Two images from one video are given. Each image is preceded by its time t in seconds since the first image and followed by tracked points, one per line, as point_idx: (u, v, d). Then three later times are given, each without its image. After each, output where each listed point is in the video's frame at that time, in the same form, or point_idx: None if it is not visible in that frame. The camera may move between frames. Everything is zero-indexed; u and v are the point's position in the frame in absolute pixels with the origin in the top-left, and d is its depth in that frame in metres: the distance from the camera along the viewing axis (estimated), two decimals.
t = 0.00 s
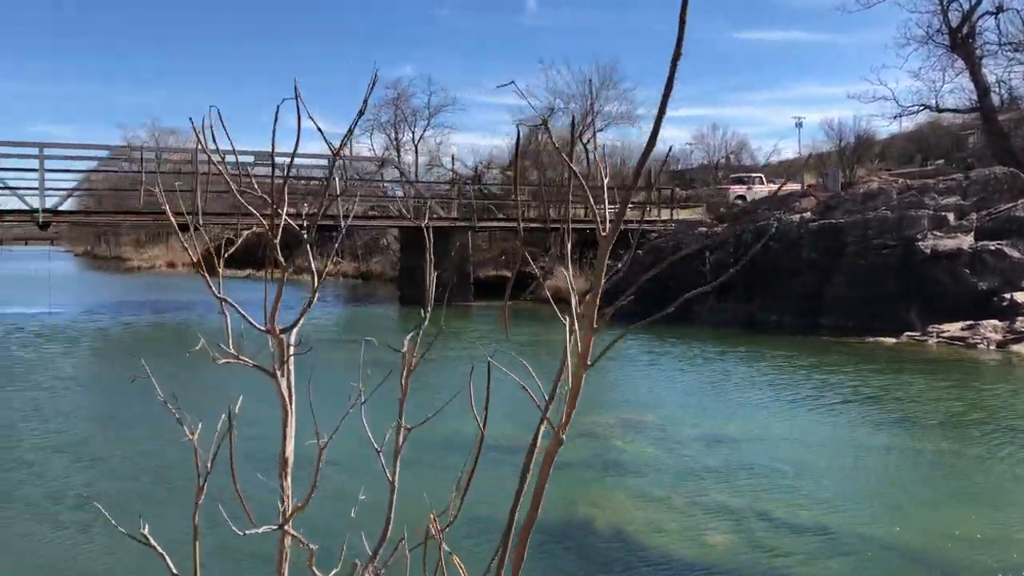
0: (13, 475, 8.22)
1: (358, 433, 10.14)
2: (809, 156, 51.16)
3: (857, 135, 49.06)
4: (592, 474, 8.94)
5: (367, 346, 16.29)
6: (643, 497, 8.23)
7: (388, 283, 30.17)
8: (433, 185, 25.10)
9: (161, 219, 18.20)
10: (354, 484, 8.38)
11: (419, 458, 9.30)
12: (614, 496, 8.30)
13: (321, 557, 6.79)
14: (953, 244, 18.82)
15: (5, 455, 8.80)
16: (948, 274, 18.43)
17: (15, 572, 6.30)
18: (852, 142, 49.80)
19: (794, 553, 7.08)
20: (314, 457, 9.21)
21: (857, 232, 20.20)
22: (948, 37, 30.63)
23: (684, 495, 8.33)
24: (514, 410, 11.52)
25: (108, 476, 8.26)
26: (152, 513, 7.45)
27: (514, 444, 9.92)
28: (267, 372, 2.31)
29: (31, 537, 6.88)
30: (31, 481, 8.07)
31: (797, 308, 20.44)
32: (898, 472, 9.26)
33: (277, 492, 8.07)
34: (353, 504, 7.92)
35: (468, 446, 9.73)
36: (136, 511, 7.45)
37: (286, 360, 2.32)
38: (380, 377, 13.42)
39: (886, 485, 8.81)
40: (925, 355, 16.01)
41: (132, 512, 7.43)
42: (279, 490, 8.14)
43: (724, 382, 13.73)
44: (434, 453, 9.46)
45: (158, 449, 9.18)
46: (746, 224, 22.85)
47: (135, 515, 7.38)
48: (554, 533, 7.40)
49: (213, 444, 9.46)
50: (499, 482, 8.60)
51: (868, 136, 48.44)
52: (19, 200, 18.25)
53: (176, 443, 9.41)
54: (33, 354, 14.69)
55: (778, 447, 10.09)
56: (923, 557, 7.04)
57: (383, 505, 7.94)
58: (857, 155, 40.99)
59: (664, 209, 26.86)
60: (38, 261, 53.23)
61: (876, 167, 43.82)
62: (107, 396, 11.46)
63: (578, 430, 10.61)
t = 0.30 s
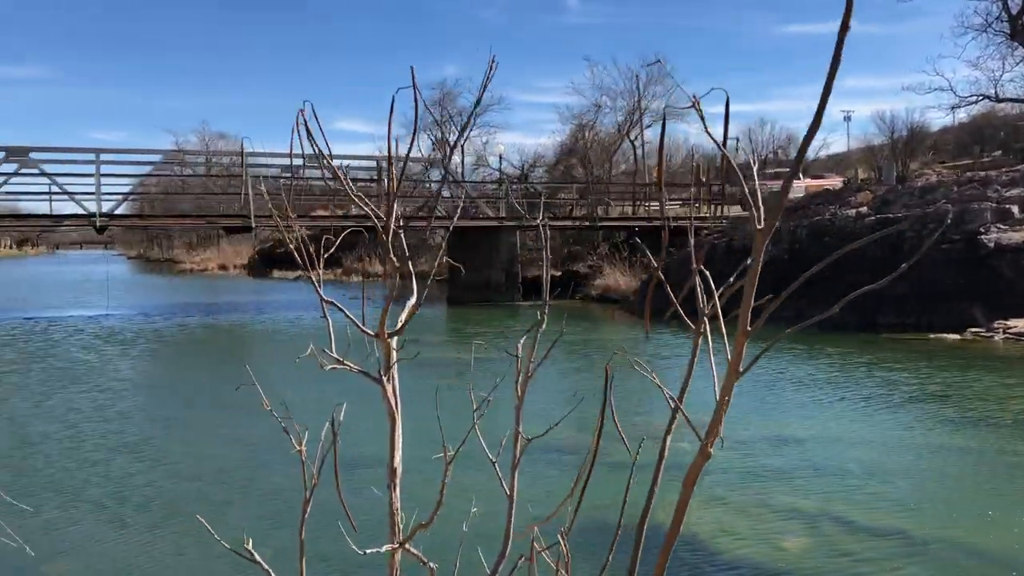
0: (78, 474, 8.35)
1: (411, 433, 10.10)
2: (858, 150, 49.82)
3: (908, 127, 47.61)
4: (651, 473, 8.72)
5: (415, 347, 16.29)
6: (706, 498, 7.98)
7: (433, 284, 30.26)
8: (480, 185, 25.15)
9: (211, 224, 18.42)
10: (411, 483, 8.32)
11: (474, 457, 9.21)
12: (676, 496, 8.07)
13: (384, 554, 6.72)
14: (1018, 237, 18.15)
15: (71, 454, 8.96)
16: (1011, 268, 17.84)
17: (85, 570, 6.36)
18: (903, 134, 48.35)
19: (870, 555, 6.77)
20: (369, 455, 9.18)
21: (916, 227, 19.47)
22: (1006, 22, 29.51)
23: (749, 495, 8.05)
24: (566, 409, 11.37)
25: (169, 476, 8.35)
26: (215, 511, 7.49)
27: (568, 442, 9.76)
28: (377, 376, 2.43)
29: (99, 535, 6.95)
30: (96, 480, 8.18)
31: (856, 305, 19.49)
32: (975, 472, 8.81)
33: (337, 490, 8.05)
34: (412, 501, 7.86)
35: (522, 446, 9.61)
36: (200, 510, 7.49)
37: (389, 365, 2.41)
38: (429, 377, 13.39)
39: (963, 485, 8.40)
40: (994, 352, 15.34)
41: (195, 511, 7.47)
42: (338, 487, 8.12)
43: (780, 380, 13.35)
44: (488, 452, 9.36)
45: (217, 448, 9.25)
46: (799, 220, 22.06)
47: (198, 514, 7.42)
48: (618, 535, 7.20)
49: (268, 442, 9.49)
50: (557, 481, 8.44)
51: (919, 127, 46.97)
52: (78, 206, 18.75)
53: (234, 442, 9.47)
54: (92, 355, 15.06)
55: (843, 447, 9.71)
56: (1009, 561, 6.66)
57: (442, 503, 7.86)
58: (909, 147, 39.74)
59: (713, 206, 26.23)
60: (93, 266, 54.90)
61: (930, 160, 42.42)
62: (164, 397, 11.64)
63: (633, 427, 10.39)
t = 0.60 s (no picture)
0: (111, 476, 8.33)
1: (441, 434, 9.98)
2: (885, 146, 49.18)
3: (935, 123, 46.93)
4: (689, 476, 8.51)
5: (442, 347, 16.26)
6: (748, 504, 7.75)
7: (458, 284, 30.29)
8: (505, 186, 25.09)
9: (236, 224, 18.57)
10: (445, 486, 8.18)
11: (507, 458, 9.06)
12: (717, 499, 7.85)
13: (421, 558, 6.58)
14: None
15: (104, 456, 8.96)
16: None
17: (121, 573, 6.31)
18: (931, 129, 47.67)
19: (921, 562, 6.58)
20: (400, 455, 9.06)
21: (949, 226, 19.02)
22: None
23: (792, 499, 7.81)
24: (597, 410, 11.19)
25: (202, 478, 8.30)
26: (250, 514, 7.41)
27: (601, 444, 9.58)
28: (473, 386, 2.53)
29: (135, 539, 6.89)
30: (129, 482, 8.15)
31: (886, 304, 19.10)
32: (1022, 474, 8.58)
33: (371, 491, 7.94)
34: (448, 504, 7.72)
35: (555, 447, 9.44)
36: (234, 513, 7.42)
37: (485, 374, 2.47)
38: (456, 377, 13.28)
39: (1012, 488, 8.17)
40: None
41: (229, 514, 7.40)
42: (371, 488, 8.01)
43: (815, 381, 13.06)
44: (521, 454, 9.20)
45: (248, 450, 9.21)
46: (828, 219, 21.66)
47: (233, 517, 7.34)
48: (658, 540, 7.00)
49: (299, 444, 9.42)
50: (593, 483, 8.26)
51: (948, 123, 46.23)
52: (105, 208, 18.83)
53: (265, 444, 9.42)
54: (121, 357, 15.17)
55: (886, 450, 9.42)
56: None
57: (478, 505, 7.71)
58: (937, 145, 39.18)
59: (741, 204, 25.91)
60: (122, 267, 55.62)
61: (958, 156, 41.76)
62: (194, 398, 11.66)
63: (667, 430, 10.19)
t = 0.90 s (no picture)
0: (124, 485, 8.19)
1: (457, 441, 9.85)
2: (896, 154, 48.87)
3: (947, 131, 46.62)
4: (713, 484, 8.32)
5: (453, 354, 16.14)
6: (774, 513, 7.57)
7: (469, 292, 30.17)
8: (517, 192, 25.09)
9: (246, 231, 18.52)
10: (465, 494, 8.03)
11: (526, 466, 8.90)
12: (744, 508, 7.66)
13: (444, 569, 6.45)
14: None
15: (117, 464, 8.84)
16: None
17: None
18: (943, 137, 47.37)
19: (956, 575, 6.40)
20: (418, 464, 8.92)
21: (967, 233, 18.70)
22: None
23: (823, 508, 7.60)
24: (614, 418, 11.04)
25: (217, 488, 8.15)
26: (267, 524, 7.28)
27: (621, 453, 9.39)
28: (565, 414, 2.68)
29: (154, 552, 6.73)
30: (144, 492, 8.01)
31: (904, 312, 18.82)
32: None
33: (390, 501, 7.80)
34: (469, 513, 7.56)
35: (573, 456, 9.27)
36: (253, 524, 7.27)
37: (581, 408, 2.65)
38: (468, 385, 13.15)
39: None
40: None
41: (247, 526, 7.24)
42: (390, 499, 7.86)
43: (834, 390, 12.85)
44: (539, 462, 9.06)
45: (263, 459, 9.09)
46: (844, 227, 21.40)
47: (251, 528, 7.20)
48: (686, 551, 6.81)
49: (314, 453, 9.30)
50: (615, 492, 8.09)
51: (960, 131, 45.91)
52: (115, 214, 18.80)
53: (280, 453, 9.30)
54: (131, 364, 15.11)
55: (913, 461, 9.20)
56: None
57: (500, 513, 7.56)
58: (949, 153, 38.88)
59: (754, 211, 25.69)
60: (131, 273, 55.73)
61: (971, 163, 41.44)
62: (207, 406, 11.58)
63: (687, 439, 10.01)
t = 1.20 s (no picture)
0: (148, 487, 8.15)
1: (480, 446, 9.74)
2: (918, 160, 48.37)
3: (971, 136, 46.08)
4: (743, 492, 8.13)
5: (474, 357, 16.09)
6: (810, 520, 7.39)
7: (488, 295, 30.12)
8: (536, 196, 25.03)
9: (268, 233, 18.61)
10: (491, 499, 7.91)
11: (551, 472, 8.77)
12: (777, 517, 7.47)
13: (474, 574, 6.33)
14: None
15: (140, 466, 8.82)
16: None
17: None
18: (966, 142, 46.83)
19: None
20: (442, 469, 8.82)
21: (996, 239, 18.27)
22: None
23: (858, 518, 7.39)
24: (638, 424, 10.88)
25: (241, 491, 8.09)
26: (294, 528, 7.19)
27: (647, 460, 9.24)
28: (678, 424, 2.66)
29: (180, 555, 6.66)
30: (168, 494, 7.96)
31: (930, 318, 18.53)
32: None
33: (415, 507, 7.69)
34: (496, 518, 7.43)
35: (599, 461, 9.12)
36: (278, 528, 7.19)
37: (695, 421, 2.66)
38: (490, 389, 13.06)
39: None
40: None
41: (273, 530, 7.15)
42: (415, 504, 7.76)
43: (861, 396, 12.62)
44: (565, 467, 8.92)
45: (287, 462, 9.03)
46: (869, 231, 21.08)
47: (276, 532, 7.11)
48: (720, 559, 6.63)
49: (337, 458, 9.23)
50: (643, 499, 7.94)
51: (985, 136, 45.32)
52: (138, 216, 18.93)
53: (303, 457, 9.24)
54: (153, 365, 15.16)
55: (949, 469, 8.96)
56: None
57: (527, 519, 7.42)
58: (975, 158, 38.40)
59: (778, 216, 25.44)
60: (153, 275, 56.27)
61: (996, 166, 40.90)
62: (230, 408, 11.57)
63: (713, 445, 9.83)
